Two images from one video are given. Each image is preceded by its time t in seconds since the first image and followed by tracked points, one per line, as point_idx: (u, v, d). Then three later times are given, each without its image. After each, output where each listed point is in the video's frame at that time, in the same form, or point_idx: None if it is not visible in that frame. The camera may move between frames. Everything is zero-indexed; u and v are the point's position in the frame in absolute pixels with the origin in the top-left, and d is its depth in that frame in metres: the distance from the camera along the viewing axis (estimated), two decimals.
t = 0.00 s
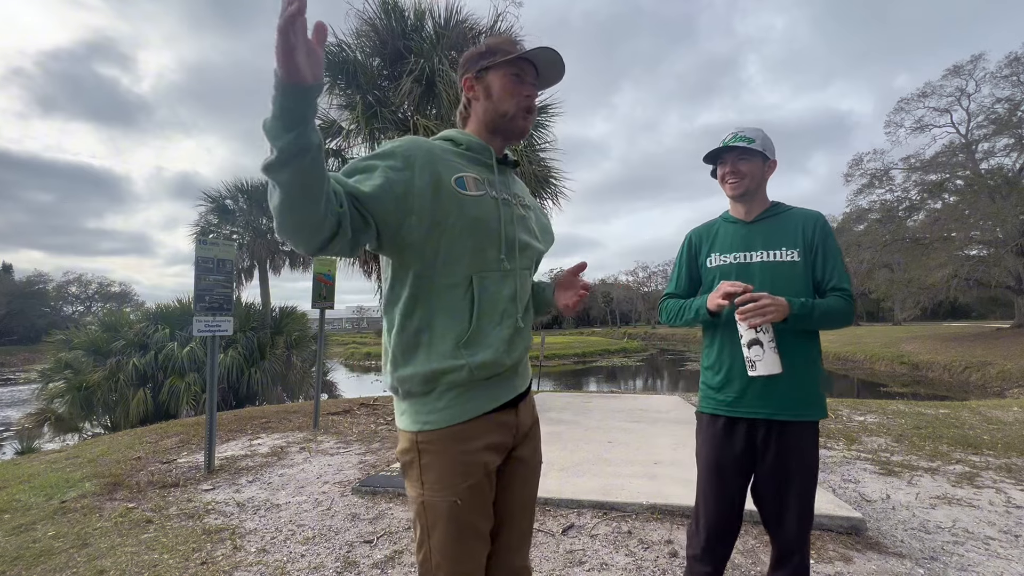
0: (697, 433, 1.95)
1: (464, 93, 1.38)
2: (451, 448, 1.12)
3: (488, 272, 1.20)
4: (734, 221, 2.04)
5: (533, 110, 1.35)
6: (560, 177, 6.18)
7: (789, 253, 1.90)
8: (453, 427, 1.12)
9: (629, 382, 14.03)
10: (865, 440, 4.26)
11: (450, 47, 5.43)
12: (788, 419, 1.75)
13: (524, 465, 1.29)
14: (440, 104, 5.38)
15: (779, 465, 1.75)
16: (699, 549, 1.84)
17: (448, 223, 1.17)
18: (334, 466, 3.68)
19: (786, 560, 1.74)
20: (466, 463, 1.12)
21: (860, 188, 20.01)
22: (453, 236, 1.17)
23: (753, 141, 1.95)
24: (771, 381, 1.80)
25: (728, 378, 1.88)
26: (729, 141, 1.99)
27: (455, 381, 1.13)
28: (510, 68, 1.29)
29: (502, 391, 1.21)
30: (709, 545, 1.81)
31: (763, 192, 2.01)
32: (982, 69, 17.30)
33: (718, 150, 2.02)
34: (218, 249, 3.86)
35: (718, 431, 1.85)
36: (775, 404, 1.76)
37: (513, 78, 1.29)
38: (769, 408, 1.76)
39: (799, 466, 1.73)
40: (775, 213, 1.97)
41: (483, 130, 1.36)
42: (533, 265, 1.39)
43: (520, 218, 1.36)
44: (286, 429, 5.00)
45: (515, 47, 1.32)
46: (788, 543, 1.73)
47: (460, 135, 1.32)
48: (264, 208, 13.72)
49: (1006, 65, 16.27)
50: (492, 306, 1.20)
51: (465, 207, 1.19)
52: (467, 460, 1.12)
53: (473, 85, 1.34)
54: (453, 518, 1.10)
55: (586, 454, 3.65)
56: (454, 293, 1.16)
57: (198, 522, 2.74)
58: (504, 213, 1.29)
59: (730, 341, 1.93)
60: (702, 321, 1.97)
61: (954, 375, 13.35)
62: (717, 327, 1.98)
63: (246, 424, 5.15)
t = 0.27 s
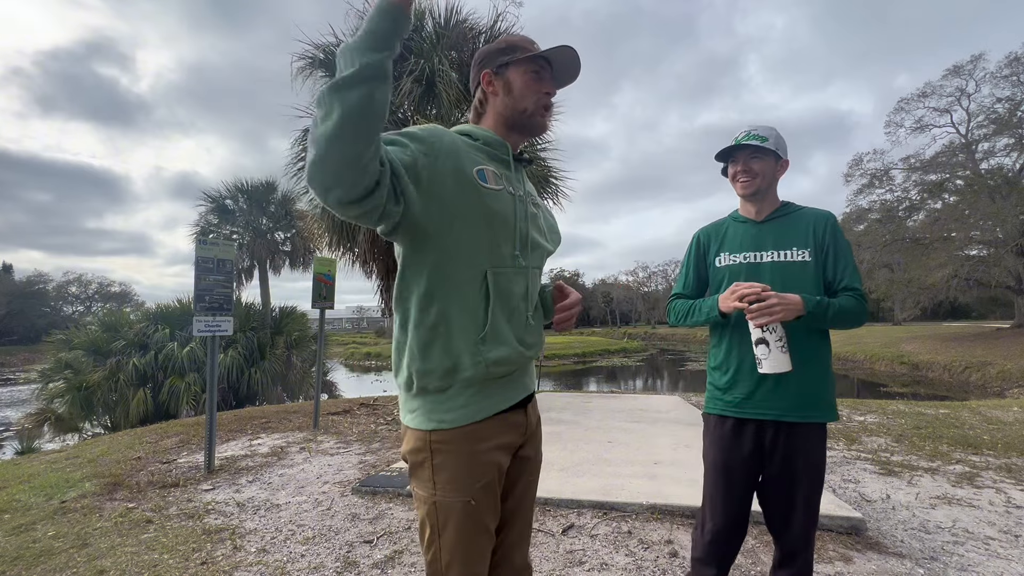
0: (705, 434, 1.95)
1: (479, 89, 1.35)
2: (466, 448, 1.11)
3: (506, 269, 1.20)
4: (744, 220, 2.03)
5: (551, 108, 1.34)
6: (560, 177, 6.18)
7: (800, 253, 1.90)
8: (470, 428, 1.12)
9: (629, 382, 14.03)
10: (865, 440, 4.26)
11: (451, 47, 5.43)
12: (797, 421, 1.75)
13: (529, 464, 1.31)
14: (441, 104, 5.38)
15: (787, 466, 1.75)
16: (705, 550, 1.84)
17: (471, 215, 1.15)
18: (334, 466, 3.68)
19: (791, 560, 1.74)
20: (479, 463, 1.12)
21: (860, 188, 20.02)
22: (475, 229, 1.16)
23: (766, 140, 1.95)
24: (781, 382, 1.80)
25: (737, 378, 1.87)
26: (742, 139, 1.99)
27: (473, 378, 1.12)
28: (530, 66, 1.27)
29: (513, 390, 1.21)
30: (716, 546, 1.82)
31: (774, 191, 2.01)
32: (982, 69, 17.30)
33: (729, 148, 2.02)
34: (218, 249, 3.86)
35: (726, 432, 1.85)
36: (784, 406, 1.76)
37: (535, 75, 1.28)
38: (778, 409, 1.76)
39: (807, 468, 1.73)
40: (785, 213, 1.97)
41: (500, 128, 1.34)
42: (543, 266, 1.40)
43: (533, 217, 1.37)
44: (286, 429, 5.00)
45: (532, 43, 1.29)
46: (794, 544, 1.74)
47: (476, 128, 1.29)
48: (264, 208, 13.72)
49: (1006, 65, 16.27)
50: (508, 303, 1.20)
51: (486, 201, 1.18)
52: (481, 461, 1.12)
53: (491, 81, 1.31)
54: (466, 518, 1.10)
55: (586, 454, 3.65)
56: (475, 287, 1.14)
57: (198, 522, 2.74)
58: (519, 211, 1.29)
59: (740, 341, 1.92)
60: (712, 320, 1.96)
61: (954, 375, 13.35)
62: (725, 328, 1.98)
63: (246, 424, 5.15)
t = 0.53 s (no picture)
0: (710, 433, 1.94)
1: (490, 91, 1.31)
2: (456, 449, 1.10)
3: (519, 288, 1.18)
4: (750, 219, 2.02)
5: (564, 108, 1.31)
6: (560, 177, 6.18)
7: (804, 253, 1.90)
8: (462, 431, 1.10)
9: (629, 382, 14.03)
10: (865, 440, 4.26)
11: (451, 47, 5.43)
12: (804, 420, 1.75)
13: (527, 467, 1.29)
14: (441, 104, 5.38)
15: (793, 466, 1.75)
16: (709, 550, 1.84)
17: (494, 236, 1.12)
18: (334, 466, 3.68)
19: (795, 559, 1.75)
20: (472, 464, 1.11)
21: (860, 188, 20.02)
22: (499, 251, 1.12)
23: (774, 139, 1.95)
24: (788, 382, 1.80)
25: (744, 379, 1.87)
26: (750, 138, 1.98)
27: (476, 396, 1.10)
28: (543, 66, 1.24)
29: (513, 405, 1.19)
30: (721, 546, 1.81)
31: (780, 191, 2.01)
32: (982, 69, 17.31)
33: (736, 147, 2.02)
34: (218, 249, 3.86)
35: (732, 432, 1.85)
36: (791, 406, 1.76)
37: (547, 76, 1.25)
38: (785, 409, 1.76)
39: (812, 467, 1.73)
40: (790, 213, 1.97)
41: (512, 131, 1.29)
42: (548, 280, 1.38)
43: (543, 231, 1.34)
44: (286, 429, 5.00)
45: (545, 44, 1.26)
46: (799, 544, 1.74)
47: (491, 134, 1.23)
48: (264, 207, 13.72)
49: (1005, 65, 16.28)
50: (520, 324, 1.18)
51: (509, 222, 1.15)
52: (473, 462, 1.11)
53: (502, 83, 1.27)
54: (456, 519, 1.09)
55: (586, 454, 3.65)
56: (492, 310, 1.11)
57: (198, 522, 2.74)
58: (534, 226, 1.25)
59: (747, 341, 1.91)
60: (720, 321, 1.93)
61: (954, 375, 13.35)
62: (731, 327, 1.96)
63: (247, 425, 5.15)
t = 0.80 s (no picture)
0: (713, 433, 1.94)
1: (495, 90, 1.30)
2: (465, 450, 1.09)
3: (528, 295, 1.18)
4: (751, 219, 2.02)
5: (569, 102, 1.31)
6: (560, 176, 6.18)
7: (805, 252, 1.90)
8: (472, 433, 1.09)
9: (629, 382, 14.03)
10: (865, 440, 4.26)
11: (451, 47, 5.43)
12: (807, 420, 1.75)
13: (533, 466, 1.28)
14: (441, 104, 5.37)
15: (795, 466, 1.75)
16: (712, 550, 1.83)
17: (499, 244, 1.13)
18: (334, 466, 3.68)
19: (797, 560, 1.75)
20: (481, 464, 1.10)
21: (860, 188, 20.02)
22: (504, 259, 1.13)
23: (775, 138, 1.95)
24: (791, 381, 1.80)
25: (747, 378, 1.86)
26: (751, 137, 1.98)
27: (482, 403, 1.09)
28: (546, 60, 1.24)
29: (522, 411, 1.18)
30: (724, 546, 1.81)
31: (781, 191, 2.01)
32: (982, 69, 17.32)
33: (738, 146, 2.02)
34: (218, 249, 3.86)
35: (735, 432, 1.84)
36: (794, 406, 1.76)
37: (551, 70, 1.25)
38: (788, 409, 1.76)
39: (815, 467, 1.73)
40: (791, 212, 1.97)
41: (518, 128, 1.29)
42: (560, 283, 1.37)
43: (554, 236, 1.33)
44: (287, 429, 5.01)
45: (548, 38, 1.27)
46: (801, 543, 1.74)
47: (497, 133, 1.23)
48: (264, 208, 13.72)
49: (1005, 65, 16.28)
50: (527, 330, 1.17)
51: (516, 229, 1.15)
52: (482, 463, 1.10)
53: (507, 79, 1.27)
54: (465, 519, 1.08)
55: (586, 454, 3.65)
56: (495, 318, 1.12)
57: (198, 522, 2.74)
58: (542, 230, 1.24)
59: (750, 340, 1.91)
60: (722, 319, 1.93)
61: (955, 375, 13.34)
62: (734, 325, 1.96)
63: (246, 425, 5.15)
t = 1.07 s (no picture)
0: (711, 433, 1.94)
1: (493, 88, 1.31)
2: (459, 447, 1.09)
3: (519, 296, 1.16)
4: (752, 218, 2.01)
5: (568, 98, 1.29)
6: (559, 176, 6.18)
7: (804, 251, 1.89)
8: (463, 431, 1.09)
9: (629, 382, 14.03)
10: (865, 440, 4.26)
11: (451, 47, 5.42)
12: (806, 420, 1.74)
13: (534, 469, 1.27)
14: (441, 104, 5.37)
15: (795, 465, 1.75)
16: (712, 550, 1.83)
17: (485, 244, 1.13)
18: (334, 466, 3.68)
19: (797, 559, 1.75)
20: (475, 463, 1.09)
21: (860, 188, 20.02)
22: (490, 259, 1.13)
23: (775, 137, 1.95)
24: (790, 383, 1.79)
25: (747, 378, 1.86)
26: (751, 136, 1.98)
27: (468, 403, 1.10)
28: (544, 53, 1.23)
29: (515, 412, 1.17)
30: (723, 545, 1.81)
31: (781, 190, 2.01)
32: (982, 69, 17.32)
33: (737, 144, 2.02)
34: (218, 249, 3.86)
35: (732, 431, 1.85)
36: (791, 407, 1.76)
37: (549, 63, 1.23)
38: (786, 410, 1.76)
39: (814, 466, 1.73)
40: (790, 212, 1.97)
41: (517, 123, 1.28)
42: (563, 286, 1.35)
43: (553, 236, 1.31)
44: (287, 429, 5.00)
45: (546, 30, 1.25)
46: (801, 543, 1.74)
47: (491, 133, 1.23)
48: (264, 207, 13.72)
49: (1006, 65, 16.29)
50: (518, 331, 1.16)
51: (501, 229, 1.14)
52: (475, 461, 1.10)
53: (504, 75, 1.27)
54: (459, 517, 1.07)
55: (586, 454, 3.65)
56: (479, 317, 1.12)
57: (198, 522, 2.74)
58: (536, 230, 1.23)
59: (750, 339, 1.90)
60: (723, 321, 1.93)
61: (955, 375, 13.34)
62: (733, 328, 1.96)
63: (246, 425, 5.15)
